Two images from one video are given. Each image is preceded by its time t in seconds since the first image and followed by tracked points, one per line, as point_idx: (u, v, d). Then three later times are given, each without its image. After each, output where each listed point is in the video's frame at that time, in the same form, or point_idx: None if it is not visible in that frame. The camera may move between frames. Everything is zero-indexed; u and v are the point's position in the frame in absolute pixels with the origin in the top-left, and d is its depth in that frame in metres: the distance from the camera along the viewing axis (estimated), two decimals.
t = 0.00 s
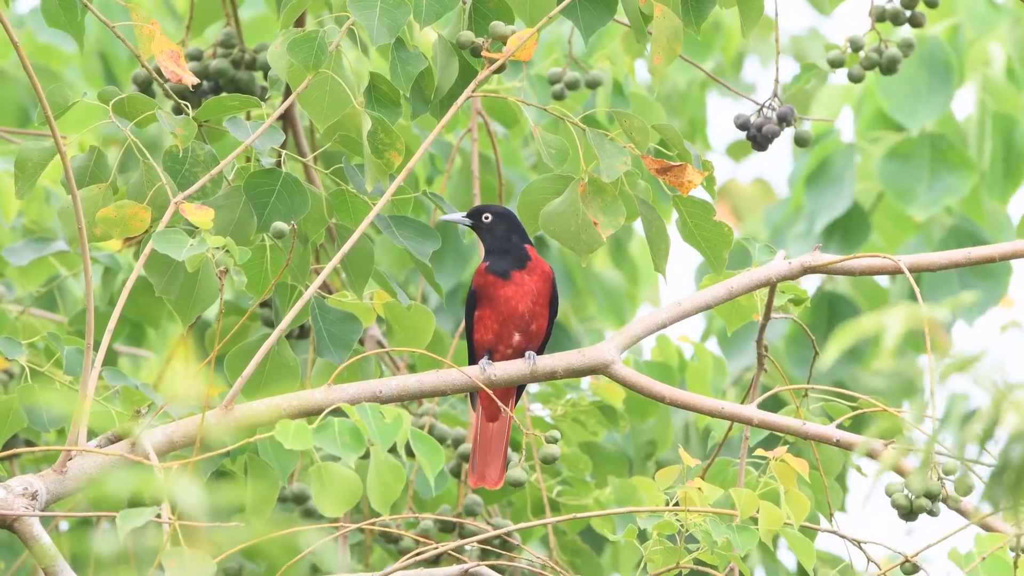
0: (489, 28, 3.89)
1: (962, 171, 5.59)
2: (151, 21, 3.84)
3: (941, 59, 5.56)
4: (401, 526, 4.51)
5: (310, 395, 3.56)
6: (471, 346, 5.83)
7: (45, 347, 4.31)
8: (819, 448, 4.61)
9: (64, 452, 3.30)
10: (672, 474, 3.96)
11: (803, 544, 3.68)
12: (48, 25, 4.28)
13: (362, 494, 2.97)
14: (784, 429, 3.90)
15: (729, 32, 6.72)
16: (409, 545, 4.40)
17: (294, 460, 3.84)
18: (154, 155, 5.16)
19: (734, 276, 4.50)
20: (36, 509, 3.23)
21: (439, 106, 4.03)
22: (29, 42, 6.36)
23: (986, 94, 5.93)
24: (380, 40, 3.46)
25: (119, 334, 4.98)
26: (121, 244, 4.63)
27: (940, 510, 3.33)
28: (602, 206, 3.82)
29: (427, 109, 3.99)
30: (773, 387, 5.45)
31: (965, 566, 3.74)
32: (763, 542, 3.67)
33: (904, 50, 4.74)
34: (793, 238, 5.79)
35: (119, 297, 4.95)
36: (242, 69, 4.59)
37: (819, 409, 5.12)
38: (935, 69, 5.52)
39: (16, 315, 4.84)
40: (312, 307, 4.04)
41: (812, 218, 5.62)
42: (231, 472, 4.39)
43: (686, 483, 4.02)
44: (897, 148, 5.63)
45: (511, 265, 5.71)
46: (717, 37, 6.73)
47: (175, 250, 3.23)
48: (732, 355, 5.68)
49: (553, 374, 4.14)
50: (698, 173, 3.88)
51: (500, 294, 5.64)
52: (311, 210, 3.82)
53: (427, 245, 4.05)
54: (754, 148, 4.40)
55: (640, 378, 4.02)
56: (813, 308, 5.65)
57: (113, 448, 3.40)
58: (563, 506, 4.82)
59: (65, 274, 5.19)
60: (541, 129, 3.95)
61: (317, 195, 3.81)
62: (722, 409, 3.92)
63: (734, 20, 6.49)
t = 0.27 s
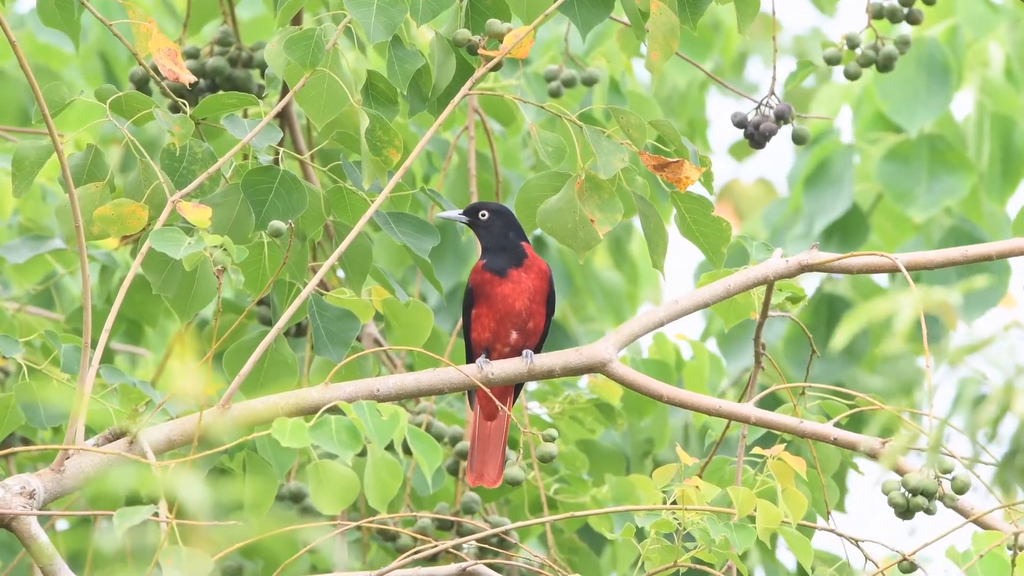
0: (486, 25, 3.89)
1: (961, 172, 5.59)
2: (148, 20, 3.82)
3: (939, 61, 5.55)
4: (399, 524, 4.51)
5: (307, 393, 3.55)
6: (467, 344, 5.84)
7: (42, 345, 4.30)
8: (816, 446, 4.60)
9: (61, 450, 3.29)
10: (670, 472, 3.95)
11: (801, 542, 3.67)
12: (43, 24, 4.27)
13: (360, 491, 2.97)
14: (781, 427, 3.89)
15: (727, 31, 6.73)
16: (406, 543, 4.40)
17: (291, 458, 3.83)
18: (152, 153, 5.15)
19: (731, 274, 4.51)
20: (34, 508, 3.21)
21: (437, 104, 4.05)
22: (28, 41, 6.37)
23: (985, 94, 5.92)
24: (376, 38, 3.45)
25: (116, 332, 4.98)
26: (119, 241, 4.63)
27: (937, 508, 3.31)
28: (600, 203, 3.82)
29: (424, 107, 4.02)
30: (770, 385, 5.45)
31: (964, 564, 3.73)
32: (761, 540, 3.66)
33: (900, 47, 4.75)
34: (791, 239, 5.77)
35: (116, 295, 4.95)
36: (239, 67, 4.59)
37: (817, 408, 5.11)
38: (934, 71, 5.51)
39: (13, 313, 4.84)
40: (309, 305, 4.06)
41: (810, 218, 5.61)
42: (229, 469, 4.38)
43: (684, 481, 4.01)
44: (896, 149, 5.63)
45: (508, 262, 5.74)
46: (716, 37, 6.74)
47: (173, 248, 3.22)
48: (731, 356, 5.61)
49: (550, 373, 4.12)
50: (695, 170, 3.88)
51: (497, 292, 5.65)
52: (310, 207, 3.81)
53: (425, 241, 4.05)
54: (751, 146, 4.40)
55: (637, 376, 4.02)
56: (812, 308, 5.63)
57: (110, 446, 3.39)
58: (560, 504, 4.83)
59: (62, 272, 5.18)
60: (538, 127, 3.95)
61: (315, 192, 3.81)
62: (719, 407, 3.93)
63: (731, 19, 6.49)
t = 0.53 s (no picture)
0: (483, 24, 3.89)
1: (959, 173, 5.59)
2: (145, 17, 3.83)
3: (937, 61, 5.55)
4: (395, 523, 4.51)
5: (305, 392, 3.54)
6: (466, 342, 5.87)
7: (39, 343, 4.31)
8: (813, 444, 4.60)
9: (59, 450, 3.28)
10: (667, 471, 3.95)
11: (799, 540, 3.67)
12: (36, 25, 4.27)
13: (358, 491, 2.97)
14: (778, 426, 3.89)
15: (725, 31, 6.73)
16: (403, 542, 4.40)
17: (288, 455, 3.84)
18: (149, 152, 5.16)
19: (728, 273, 4.51)
20: (32, 507, 3.20)
21: (434, 103, 4.06)
22: (27, 40, 6.38)
23: (982, 94, 5.90)
24: (375, 37, 3.47)
25: (113, 330, 4.98)
26: (116, 240, 4.63)
27: (935, 506, 3.30)
28: (596, 201, 3.82)
29: (422, 106, 4.03)
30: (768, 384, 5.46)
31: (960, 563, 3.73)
32: (759, 538, 3.66)
33: (896, 45, 4.76)
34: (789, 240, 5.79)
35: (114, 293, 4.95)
36: (236, 65, 4.59)
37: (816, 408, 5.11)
38: (932, 72, 5.51)
39: (10, 311, 4.84)
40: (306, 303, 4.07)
41: (808, 219, 5.62)
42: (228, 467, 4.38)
43: (682, 479, 4.00)
44: (894, 150, 5.63)
45: (505, 259, 5.76)
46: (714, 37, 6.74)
47: (170, 247, 3.21)
48: (730, 356, 5.59)
49: (547, 372, 4.13)
50: (692, 168, 3.89)
51: (495, 289, 5.68)
52: (306, 205, 3.83)
53: (422, 238, 4.05)
54: (748, 145, 4.40)
55: (635, 375, 4.02)
56: (811, 308, 5.63)
57: (108, 445, 3.38)
58: (557, 502, 4.83)
59: (58, 270, 5.18)
60: (535, 125, 3.94)
61: (312, 190, 3.82)
62: (717, 406, 3.93)
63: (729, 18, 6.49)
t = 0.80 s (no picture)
0: (481, 22, 3.89)
1: (955, 172, 5.61)
2: (143, 16, 3.83)
3: (934, 61, 5.58)
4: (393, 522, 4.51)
5: (303, 391, 3.53)
6: (463, 342, 5.85)
7: (37, 341, 4.31)
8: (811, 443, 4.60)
9: (57, 449, 3.28)
10: (665, 470, 3.95)
11: (796, 538, 3.67)
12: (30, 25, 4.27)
13: (356, 488, 2.97)
14: (776, 424, 3.89)
15: (723, 30, 6.74)
16: (400, 541, 4.39)
17: (287, 453, 3.84)
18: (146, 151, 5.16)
19: (725, 271, 4.51)
20: (30, 506, 3.19)
21: (432, 101, 4.06)
22: (25, 40, 6.38)
23: (979, 93, 5.93)
24: (372, 35, 3.47)
25: (111, 328, 4.98)
26: (113, 238, 4.63)
27: (933, 505, 3.29)
28: (595, 200, 3.82)
29: (419, 104, 4.04)
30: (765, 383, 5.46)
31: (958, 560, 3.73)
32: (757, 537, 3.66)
33: (893, 43, 4.76)
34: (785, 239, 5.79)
35: (112, 292, 4.96)
36: (233, 64, 4.59)
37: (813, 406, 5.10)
38: (928, 71, 5.51)
39: (8, 310, 4.84)
40: (303, 302, 4.09)
41: (806, 218, 5.63)
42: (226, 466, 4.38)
43: (679, 478, 4.00)
44: (891, 149, 5.63)
45: (502, 258, 5.76)
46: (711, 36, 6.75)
47: (169, 245, 3.20)
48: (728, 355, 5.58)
49: (545, 371, 4.14)
50: (690, 168, 3.90)
51: (492, 287, 5.68)
52: (303, 203, 3.84)
53: (419, 237, 4.05)
54: (746, 143, 4.40)
55: (633, 374, 4.02)
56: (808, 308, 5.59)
57: (106, 445, 3.37)
58: (554, 501, 4.83)
59: (56, 269, 5.18)
60: (533, 124, 3.94)
61: (310, 188, 3.83)
62: (714, 405, 3.93)
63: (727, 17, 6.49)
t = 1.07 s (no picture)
0: (480, 22, 3.89)
1: (952, 171, 5.62)
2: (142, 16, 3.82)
3: (931, 58, 5.57)
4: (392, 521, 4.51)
5: (301, 391, 3.52)
6: (460, 342, 5.81)
7: (36, 341, 4.31)
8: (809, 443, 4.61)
9: (56, 449, 3.28)
10: (665, 469, 3.95)
11: (795, 537, 3.68)
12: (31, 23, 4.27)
13: (356, 486, 2.98)
14: (775, 424, 3.89)
15: (721, 29, 6.74)
16: (399, 540, 4.39)
17: (288, 450, 3.85)
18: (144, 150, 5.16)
19: (724, 270, 4.51)
20: (29, 506, 3.19)
21: (430, 100, 4.06)
22: (23, 39, 6.38)
23: (976, 92, 5.99)
24: (370, 34, 3.47)
25: (109, 328, 4.98)
26: (112, 238, 4.63)
27: (931, 505, 3.28)
28: (593, 200, 3.82)
29: (417, 103, 4.03)
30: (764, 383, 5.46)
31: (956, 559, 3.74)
32: (756, 536, 3.66)
33: (892, 42, 4.76)
34: (783, 238, 5.79)
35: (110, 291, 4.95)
36: (232, 64, 4.58)
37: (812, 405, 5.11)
38: (925, 70, 5.52)
39: (6, 309, 4.84)
40: (303, 302, 4.12)
41: (804, 218, 5.63)
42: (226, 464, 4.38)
43: (678, 477, 3.99)
44: (888, 148, 5.63)
45: (499, 258, 5.78)
46: (709, 34, 6.74)
47: (167, 245, 3.20)
48: (725, 354, 5.58)
49: (544, 371, 4.14)
50: (689, 167, 3.90)
51: (489, 287, 5.70)
52: (302, 202, 3.85)
53: (418, 236, 4.05)
54: (744, 143, 4.41)
55: (632, 374, 4.02)
56: (805, 305, 5.62)
57: (105, 444, 3.37)
58: (553, 501, 4.83)
59: (54, 268, 5.18)
60: (531, 123, 3.94)
61: (308, 187, 3.83)
62: (713, 405, 3.93)
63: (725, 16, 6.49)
